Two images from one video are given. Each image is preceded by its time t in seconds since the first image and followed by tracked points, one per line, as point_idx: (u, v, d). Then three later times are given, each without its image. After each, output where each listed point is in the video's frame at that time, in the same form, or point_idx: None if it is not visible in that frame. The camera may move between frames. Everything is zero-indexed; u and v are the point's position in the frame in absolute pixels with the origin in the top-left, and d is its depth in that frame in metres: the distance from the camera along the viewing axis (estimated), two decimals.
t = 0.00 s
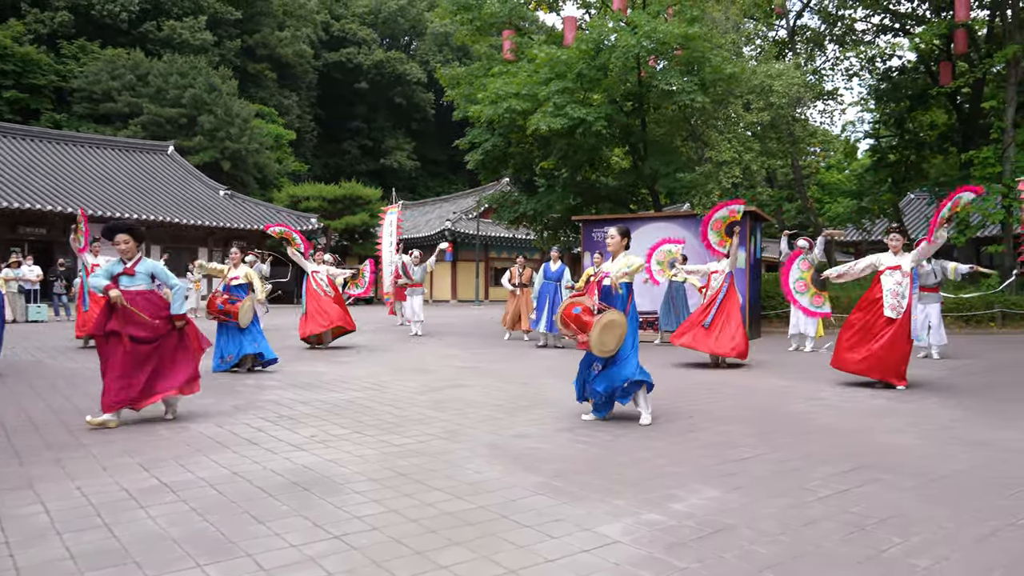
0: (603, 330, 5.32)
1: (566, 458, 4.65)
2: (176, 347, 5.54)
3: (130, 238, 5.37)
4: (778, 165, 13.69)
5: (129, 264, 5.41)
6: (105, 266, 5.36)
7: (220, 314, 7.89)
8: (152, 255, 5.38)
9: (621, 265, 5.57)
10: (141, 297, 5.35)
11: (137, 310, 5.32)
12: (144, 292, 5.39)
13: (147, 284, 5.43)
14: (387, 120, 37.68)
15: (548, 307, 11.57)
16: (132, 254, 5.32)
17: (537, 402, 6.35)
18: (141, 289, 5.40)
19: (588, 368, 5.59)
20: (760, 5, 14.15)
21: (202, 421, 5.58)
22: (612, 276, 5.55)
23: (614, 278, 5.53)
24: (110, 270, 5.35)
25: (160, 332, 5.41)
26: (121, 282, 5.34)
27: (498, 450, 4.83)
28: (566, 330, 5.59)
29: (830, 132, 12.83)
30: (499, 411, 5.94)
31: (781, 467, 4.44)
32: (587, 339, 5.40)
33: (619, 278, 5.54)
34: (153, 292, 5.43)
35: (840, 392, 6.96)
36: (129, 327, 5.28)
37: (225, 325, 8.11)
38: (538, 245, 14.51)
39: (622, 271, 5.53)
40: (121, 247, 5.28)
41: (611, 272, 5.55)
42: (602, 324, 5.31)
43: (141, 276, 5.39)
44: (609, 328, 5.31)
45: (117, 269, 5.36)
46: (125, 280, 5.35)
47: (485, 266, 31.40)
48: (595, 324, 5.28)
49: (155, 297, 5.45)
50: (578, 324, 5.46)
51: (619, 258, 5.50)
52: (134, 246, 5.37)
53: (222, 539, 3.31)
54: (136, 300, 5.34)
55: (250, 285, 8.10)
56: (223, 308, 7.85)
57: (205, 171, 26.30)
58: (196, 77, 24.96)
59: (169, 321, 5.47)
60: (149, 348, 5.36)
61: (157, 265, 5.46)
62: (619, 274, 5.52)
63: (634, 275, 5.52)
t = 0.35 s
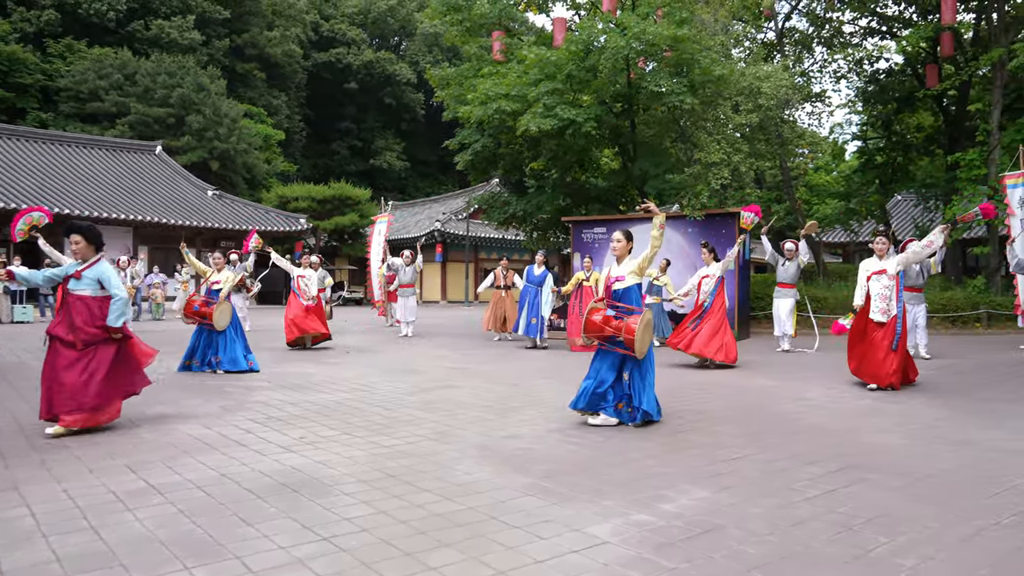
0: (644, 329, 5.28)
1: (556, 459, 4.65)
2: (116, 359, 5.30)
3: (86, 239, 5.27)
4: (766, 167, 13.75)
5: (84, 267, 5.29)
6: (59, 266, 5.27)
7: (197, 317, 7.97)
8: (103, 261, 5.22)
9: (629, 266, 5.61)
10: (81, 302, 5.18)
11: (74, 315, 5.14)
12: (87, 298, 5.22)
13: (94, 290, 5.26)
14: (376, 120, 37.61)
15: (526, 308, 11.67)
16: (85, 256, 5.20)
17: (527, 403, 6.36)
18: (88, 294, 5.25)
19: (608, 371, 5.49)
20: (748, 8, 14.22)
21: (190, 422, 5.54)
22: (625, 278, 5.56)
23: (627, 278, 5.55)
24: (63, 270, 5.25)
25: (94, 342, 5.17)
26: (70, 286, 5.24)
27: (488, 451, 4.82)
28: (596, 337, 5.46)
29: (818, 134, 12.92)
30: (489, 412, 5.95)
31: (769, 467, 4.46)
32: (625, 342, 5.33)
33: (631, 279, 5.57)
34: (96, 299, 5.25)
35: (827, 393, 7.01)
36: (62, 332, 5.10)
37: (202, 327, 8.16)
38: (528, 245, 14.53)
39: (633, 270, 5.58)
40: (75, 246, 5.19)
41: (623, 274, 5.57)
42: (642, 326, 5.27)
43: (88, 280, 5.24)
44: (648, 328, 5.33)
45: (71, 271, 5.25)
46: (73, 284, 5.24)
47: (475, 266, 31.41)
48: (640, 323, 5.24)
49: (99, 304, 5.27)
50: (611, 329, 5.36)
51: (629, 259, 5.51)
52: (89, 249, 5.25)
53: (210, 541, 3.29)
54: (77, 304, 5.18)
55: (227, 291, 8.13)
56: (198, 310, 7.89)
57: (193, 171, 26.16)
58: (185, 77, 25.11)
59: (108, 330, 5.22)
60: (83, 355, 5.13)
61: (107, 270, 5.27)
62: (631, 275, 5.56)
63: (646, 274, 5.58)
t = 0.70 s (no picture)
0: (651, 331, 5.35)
1: (548, 460, 4.66)
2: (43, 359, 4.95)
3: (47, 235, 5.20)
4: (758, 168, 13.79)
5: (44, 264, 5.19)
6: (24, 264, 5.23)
7: (182, 314, 7.87)
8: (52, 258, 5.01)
9: (626, 267, 5.63)
10: (27, 297, 5.02)
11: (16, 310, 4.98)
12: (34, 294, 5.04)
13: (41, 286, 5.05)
14: (368, 119, 37.56)
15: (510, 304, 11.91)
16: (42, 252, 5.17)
17: (519, 403, 6.37)
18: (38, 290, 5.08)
19: (624, 373, 5.41)
20: (741, 10, 14.27)
21: (180, 423, 5.51)
22: (622, 278, 5.58)
23: (627, 279, 5.57)
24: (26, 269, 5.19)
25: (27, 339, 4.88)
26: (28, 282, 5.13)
27: (479, 452, 4.83)
28: (601, 338, 5.43)
29: (810, 136, 12.98)
30: (481, 412, 5.95)
31: (760, 468, 4.48)
32: (632, 343, 5.36)
33: (629, 279, 5.60)
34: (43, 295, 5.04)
35: (818, 394, 7.04)
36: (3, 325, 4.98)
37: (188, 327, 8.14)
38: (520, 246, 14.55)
39: (632, 272, 5.59)
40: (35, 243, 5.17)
41: (622, 275, 5.57)
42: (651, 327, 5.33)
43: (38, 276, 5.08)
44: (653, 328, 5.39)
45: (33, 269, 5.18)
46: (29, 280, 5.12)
47: (467, 266, 31.42)
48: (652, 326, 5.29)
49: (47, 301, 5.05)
50: (618, 329, 5.37)
51: (629, 260, 5.52)
52: (48, 245, 5.18)
53: (200, 542, 3.28)
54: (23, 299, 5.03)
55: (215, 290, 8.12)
56: (185, 308, 7.85)
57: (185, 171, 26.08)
58: (176, 76, 24.95)
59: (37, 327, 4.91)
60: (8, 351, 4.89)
61: (55, 266, 5.08)
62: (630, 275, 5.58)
63: (643, 275, 5.64)
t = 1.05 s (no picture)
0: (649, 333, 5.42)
1: (542, 460, 4.66)
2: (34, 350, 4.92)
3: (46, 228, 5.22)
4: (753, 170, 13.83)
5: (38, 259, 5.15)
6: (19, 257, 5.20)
7: (181, 311, 7.86)
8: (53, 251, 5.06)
9: (618, 267, 5.62)
10: (23, 290, 5.03)
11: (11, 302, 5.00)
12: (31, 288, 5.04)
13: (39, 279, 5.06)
14: (363, 119, 37.54)
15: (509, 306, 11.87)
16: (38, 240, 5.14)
17: (512, 404, 6.37)
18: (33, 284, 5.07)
19: (617, 374, 5.53)
20: (735, 12, 14.34)
21: (172, 422, 5.49)
22: (613, 279, 5.57)
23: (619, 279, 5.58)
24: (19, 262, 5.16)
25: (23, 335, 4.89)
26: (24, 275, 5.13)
27: (473, 452, 4.82)
28: (601, 337, 5.37)
29: (804, 138, 13.04)
30: (475, 413, 5.94)
31: (753, 468, 4.49)
32: (631, 344, 5.37)
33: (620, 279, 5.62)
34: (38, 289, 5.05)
35: (811, 395, 7.07)
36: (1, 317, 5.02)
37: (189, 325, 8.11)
38: (514, 246, 14.57)
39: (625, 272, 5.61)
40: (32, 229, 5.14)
41: (615, 275, 5.57)
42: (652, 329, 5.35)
43: (36, 270, 5.07)
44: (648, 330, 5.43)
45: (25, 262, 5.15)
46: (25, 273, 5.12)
47: (461, 267, 31.43)
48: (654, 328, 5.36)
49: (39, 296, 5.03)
50: (620, 329, 5.34)
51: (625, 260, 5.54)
52: (46, 238, 5.19)
53: (192, 542, 3.26)
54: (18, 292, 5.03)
55: (210, 287, 8.17)
56: (184, 305, 7.83)
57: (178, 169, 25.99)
58: (171, 74, 24.77)
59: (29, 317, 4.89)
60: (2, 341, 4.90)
61: (56, 259, 5.11)
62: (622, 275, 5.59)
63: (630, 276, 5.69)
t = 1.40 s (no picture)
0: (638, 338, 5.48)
1: (536, 461, 4.65)
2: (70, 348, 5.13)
3: (63, 229, 5.29)
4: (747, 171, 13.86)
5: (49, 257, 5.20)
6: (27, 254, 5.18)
7: (180, 313, 7.85)
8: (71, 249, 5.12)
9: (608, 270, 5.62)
10: (40, 290, 5.09)
11: (30, 304, 5.07)
12: (48, 287, 5.11)
13: (56, 278, 5.13)
14: (357, 119, 37.49)
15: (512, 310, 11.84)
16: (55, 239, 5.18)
17: (507, 404, 6.37)
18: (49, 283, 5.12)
19: (607, 379, 5.53)
20: (730, 14, 14.38)
21: (165, 423, 5.47)
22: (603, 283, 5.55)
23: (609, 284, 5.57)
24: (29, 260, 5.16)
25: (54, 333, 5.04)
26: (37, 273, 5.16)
27: (468, 453, 4.82)
28: (591, 343, 5.39)
29: (797, 139, 13.08)
30: (469, 414, 5.94)
31: (746, 469, 4.50)
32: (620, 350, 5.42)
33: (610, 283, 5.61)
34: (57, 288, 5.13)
35: (805, 396, 7.09)
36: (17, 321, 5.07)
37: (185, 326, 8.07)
38: (509, 246, 14.58)
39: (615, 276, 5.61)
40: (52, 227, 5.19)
41: (605, 279, 5.55)
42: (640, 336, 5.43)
43: (51, 269, 5.13)
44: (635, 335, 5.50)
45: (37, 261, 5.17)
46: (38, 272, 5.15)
47: (455, 267, 31.41)
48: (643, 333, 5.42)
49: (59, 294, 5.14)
50: (610, 336, 5.36)
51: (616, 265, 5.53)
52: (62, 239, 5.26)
53: (186, 543, 3.25)
54: (35, 293, 5.10)
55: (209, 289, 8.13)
56: (183, 308, 7.82)
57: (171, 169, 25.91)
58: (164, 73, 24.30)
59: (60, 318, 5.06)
60: (31, 344, 5.00)
61: (71, 259, 5.17)
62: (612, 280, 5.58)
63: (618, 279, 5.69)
